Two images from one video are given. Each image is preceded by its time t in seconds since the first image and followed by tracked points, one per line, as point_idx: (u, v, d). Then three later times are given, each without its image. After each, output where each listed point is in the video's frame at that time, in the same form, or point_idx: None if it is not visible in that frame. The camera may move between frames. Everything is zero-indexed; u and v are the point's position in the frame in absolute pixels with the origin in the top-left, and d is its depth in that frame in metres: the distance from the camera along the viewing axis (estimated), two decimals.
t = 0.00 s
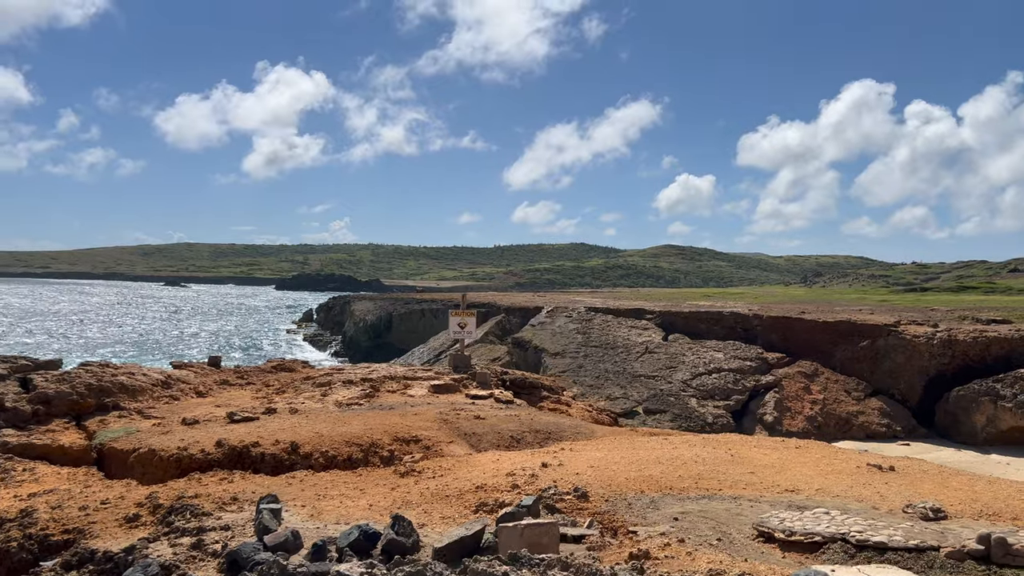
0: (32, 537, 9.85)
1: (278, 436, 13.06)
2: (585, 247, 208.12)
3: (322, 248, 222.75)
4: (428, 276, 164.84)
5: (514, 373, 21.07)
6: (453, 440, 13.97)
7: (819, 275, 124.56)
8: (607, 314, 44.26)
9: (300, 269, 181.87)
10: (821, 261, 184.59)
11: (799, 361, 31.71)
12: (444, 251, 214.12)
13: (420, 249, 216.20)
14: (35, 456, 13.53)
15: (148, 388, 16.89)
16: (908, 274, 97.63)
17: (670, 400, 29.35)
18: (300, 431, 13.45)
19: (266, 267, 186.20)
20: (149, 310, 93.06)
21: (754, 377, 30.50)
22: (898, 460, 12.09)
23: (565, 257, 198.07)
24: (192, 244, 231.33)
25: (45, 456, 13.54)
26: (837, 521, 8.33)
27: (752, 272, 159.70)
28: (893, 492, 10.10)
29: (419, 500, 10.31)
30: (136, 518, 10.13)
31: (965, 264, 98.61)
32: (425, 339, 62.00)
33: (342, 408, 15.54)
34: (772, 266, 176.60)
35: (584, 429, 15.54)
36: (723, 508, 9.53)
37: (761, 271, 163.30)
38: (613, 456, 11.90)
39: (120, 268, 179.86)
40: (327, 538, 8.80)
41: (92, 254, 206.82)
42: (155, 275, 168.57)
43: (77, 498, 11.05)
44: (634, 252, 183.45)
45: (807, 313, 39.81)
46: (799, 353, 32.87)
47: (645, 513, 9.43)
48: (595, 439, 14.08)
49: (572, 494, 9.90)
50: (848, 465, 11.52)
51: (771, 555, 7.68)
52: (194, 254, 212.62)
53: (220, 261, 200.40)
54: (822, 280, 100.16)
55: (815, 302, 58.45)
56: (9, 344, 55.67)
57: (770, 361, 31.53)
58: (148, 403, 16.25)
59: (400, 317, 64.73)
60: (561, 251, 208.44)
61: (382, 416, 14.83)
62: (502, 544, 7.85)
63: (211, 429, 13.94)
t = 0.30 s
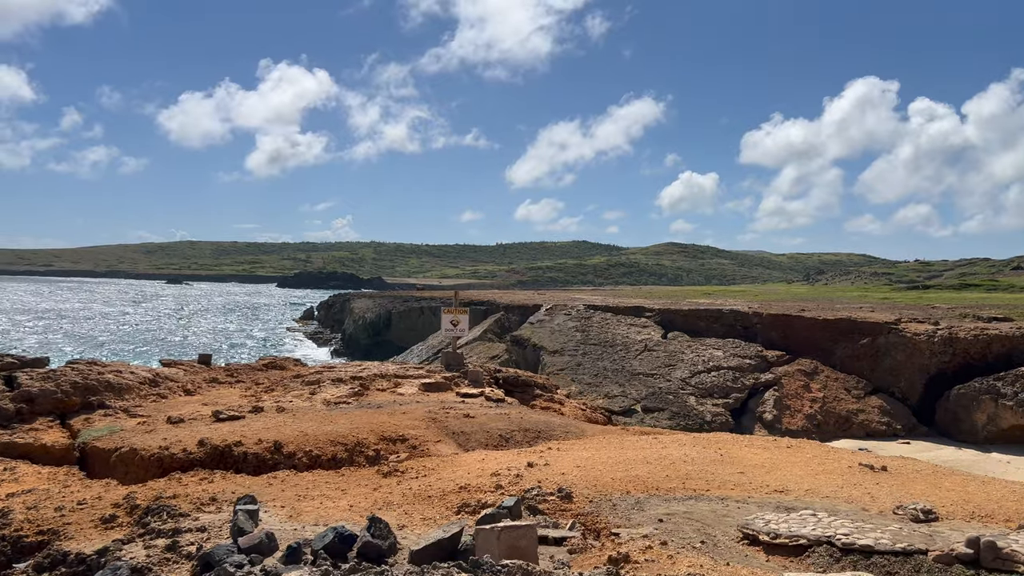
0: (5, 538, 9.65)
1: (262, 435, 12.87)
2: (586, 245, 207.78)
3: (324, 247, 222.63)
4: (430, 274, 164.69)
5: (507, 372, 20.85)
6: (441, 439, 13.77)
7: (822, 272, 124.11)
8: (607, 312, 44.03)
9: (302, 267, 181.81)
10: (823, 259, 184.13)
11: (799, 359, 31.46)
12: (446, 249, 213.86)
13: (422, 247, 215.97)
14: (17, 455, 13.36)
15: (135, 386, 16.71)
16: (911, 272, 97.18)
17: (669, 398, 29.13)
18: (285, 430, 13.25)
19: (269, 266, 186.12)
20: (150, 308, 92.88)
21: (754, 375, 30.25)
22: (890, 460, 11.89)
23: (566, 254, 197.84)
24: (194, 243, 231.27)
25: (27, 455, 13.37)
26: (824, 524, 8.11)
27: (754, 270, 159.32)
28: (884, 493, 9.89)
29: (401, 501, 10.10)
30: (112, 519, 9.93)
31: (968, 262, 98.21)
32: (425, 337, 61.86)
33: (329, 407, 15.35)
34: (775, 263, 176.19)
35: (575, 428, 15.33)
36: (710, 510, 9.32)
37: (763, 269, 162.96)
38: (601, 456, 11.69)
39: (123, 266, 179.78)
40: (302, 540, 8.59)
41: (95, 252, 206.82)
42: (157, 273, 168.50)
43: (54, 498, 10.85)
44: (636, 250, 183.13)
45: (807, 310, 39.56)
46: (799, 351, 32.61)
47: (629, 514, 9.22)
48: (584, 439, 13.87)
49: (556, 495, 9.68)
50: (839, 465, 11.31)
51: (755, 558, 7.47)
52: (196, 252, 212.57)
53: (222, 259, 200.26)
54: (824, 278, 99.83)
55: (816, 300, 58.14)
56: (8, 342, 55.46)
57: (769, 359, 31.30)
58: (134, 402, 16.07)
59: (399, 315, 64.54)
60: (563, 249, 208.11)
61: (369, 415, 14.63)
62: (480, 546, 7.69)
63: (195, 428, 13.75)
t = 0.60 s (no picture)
0: None
1: (242, 435, 12.68)
2: (585, 242, 207.42)
3: (323, 244, 222.34)
4: (429, 271, 164.41)
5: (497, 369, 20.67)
6: (425, 438, 13.58)
7: (821, 268, 123.83)
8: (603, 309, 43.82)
9: (301, 265, 181.55)
10: (823, 254, 183.78)
11: (795, 355, 31.25)
12: (445, 246, 213.58)
13: (421, 244, 215.66)
14: None
15: (118, 385, 16.53)
16: (910, 267, 96.88)
17: (664, 395, 28.96)
18: (266, 430, 13.07)
19: (268, 263, 185.82)
20: (147, 306, 92.60)
21: (749, 372, 30.05)
22: (879, 458, 11.71)
23: (565, 251, 197.55)
24: (193, 240, 231.03)
25: (5, 456, 13.20)
26: (804, 526, 7.92)
27: (753, 266, 159.06)
28: (870, 493, 9.72)
29: (378, 502, 9.92)
30: (84, 522, 9.76)
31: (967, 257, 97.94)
32: (422, 334, 61.78)
33: (314, 405, 15.18)
34: (774, 259, 175.93)
35: (562, 426, 15.15)
36: (691, 510, 9.14)
37: (762, 265, 162.69)
38: (584, 455, 11.50)
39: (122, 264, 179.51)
40: (273, 543, 8.40)
41: (94, 250, 206.57)
42: (156, 270, 168.21)
43: (27, 500, 10.68)
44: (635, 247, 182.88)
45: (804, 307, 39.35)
46: (796, 347, 32.38)
47: (608, 515, 9.05)
48: (570, 438, 13.68)
49: (535, 496, 9.50)
50: (826, 464, 11.13)
51: (733, 561, 7.29)
52: (195, 250, 212.19)
53: (221, 257, 199.99)
54: (823, 274, 99.56)
55: (814, 296, 57.90)
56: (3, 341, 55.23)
57: (766, 356, 31.10)
58: (117, 402, 15.89)
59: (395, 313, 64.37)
60: (562, 245, 207.77)
61: (353, 414, 14.44)
62: (452, 550, 7.41)
63: (175, 428, 13.57)
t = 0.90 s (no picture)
0: None
1: (218, 436, 12.49)
2: (581, 241, 207.25)
3: (319, 244, 221.85)
4: (425, 270, 164.12)
5: (484, 368, 20.53)
6: (405, 438, 13.40)
7: (817, 265, 123.71)
8: (596, 307, 43.65)
9: (297, 264, 181.17)
10: (819, 252, 183.82)
11: (789, 352, 31.09)
12: (441, 245, 213.34)
13: (417, 244, 215.38)
14: None
15: (97, 386, 16.33)
16: (906, 264, 96.75)
17: (657, 393, 28.80)
18: (243, 431, 12.87)
19: (264, 263, 185.46)
20: (142, 306, 92.36)
21: (742, 369, 29.91)
22: (862, 457, 11.56)
23: (561, 249, 197.45)
24: (190, 241, 230.49)
25: None
26: (781, 526, 7.74)
27: (749, 264, 158.99)
28: (852, 492, 9.55)
29: (351, 505, 9.74)
30: (50, 527, 9.57)
31: (962, 254, 97.85)
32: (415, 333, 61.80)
33: (294, 406, 14.99)
34: (769, 257, 175.92)
35: (546, 425, 14.98)
36: (668, 511, 8.97)
37: (758, 262, 162.64)
38: (563, 455, 11.32)
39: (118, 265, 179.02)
40: (240, 548, 8.20)
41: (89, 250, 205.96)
42: (151, 271, 167.64)
43: None
44: (631, 245, 182.73)
45: (797, 304, 39.23)
46: (789, 344, 32.22)
47: (585, 516, 8.87)
48: (552, 437, 13.50)
49: (510, 497, 9.30)
50: (808, 463, 10.97)
51: (706, 564, 7.12)
52: (191, 250, 211.68)
53: (217, 257, 199.53)
54: (819, 271, 99.43)
55: (807, 293, 57.79)
56: None
57: (759, 353, 30.94)
58: (95, 403, 15.68)
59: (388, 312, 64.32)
60: (558, 244, 207.38)
61: (332, 415, 14.24)
62: (419, 555, 7.21)
63: (151, 430, 13.37)
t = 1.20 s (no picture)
0: None
1: (192, 441, 12.28)
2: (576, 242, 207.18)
3: (313, 245, 221.33)
4: (420, 271, 163.80)
5: (469, 370, 20.35)
6: (383, 443, 13.21)
7: (810, 266, 123.78)
8: (587, 308, 43.48)
9: (292, 265, 180.76)
10: (812, 253, 184.07)
11: (779, 354, 30.97)
12: (436, 246, 213.04)
13: (411, 244, 215.05)
14: None
15: (74, 390, 16.08)
16: (899, 265, 96.92)
17: (647, 394, 28.65)
18: (218, 436, 12.67)
19: (258, 264, 184.99)
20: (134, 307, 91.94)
21: (733, 370, 29.78)
22: (843, 461, 11.43)
23: (555, 250, 197.37)
24: (183, 241, 229.81)
25: None
26: (754, 534, 7.58)
27: (743, 265, 159.09)
28: (831, 497, 9.40)
29: (322, 512, 9.55)
30: (14, 535, 9.35)
31: (955, 255, 97.96)
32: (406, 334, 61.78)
33: (273, 410, 14.78)
34: (763, 258, 176.12)
35: (527, 429, 14.80)
36: (644, 518, 8.80)
37: (752, 263, 162.78)
38: (541, 460, 11.15)
39: (111, 266, 178.35)
40: (203, 557, 8.00)
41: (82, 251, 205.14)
42: (144, 272, 166.96)
43: None
44: (625, 245, 182.74)
45: (787, 305, 39.20)
46: (780, 345, 32.09)
47: (558, 523, 8.70)
48: (532, 441, 13.33)
49: (483, 504, 9.11)
50: (788, 467, 10.83)
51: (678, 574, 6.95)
52: (184, 251, 211.01)
53: (211, 257, 198.89)
54: (812, 272, 99.44)
55: (799, 293, 57.73)
56: None
57: (750, 354, 30.81)
58: (71, 406, 15.44)
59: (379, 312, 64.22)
60: (552, 245, 207.21)
61: (311, 419, 14.03)
62: (384, 564, 7.02)
63: (125, 434, 13.14)
